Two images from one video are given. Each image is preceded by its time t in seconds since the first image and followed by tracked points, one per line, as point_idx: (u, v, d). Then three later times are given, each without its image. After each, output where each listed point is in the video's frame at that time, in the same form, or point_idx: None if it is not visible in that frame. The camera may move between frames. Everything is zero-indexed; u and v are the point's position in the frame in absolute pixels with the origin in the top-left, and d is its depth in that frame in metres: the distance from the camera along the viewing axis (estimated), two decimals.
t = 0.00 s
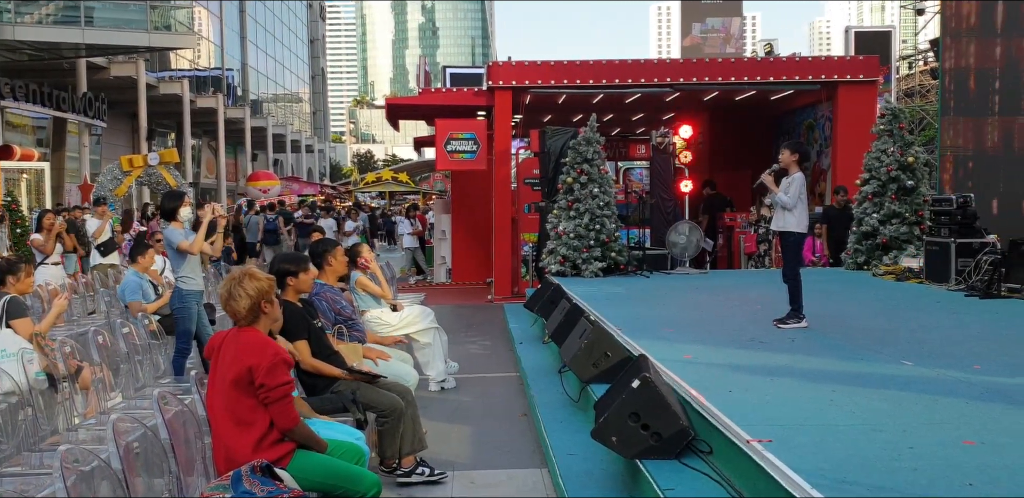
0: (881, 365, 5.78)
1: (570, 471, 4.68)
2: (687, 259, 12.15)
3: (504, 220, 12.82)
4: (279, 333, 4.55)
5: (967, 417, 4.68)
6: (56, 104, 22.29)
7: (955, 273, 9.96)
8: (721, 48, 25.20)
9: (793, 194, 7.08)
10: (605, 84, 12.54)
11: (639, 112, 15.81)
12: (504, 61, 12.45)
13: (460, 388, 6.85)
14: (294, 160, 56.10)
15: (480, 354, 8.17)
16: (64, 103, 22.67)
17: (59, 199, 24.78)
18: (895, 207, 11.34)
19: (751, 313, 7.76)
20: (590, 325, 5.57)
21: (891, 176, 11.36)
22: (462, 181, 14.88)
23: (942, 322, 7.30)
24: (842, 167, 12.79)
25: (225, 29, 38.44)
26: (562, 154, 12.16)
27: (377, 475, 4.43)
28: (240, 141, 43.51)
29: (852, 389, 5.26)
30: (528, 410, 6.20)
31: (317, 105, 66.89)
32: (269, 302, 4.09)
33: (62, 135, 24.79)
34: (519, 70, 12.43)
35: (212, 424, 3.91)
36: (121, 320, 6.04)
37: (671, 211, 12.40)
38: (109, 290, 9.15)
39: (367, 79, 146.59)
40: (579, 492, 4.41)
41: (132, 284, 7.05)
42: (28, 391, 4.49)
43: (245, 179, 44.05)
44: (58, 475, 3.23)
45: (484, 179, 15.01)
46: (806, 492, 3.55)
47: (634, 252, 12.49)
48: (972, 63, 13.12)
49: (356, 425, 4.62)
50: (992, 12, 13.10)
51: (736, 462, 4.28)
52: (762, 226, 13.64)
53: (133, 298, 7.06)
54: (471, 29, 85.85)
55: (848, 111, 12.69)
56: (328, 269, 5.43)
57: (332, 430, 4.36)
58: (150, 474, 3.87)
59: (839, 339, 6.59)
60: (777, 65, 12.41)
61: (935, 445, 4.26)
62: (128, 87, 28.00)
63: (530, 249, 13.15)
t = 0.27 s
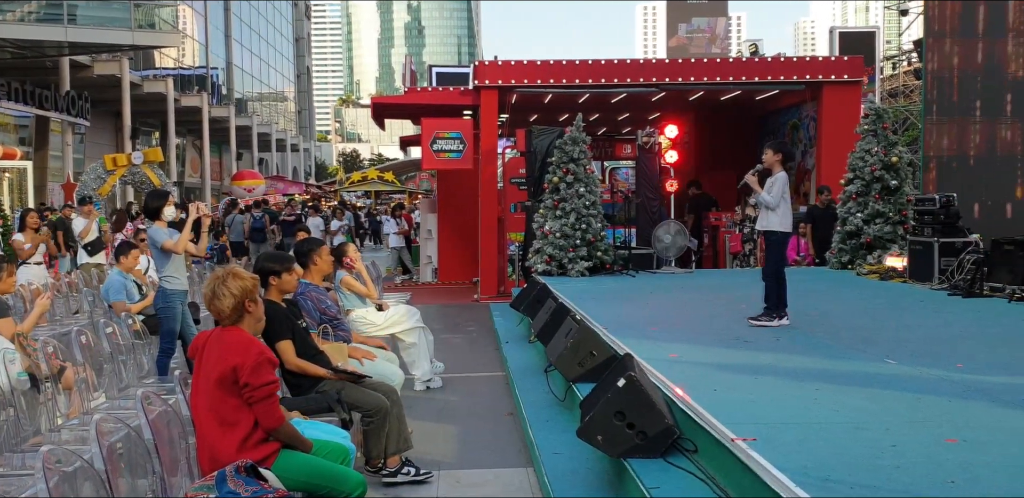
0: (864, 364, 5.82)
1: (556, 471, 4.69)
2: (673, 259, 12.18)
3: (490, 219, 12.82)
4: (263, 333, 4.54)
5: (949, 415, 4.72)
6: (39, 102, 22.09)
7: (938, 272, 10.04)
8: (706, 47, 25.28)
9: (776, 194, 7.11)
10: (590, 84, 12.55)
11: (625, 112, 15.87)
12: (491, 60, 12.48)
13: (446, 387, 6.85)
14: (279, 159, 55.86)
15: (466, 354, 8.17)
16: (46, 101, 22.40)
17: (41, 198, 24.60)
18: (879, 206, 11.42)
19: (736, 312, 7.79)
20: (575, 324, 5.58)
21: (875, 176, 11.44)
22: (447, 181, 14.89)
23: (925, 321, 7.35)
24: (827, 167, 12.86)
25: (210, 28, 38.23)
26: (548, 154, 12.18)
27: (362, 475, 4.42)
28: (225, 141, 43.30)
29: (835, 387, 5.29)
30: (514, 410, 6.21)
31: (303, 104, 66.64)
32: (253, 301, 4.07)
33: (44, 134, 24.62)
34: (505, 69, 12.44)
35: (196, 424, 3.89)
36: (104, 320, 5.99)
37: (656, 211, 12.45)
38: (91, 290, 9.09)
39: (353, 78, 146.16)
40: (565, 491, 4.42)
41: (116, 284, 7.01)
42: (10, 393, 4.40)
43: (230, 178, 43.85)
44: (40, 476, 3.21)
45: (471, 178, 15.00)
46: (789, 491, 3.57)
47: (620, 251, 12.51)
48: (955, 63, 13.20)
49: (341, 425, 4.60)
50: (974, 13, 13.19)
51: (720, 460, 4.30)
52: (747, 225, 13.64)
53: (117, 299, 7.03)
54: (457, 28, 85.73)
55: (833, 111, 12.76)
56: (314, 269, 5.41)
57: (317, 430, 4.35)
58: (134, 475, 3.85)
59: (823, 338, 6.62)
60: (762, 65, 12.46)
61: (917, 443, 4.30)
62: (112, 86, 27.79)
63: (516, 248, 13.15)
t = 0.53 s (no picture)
0: (861, 364, 5.83)
1: (553, 470, 4.69)
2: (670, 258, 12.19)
3: (488, 219, 12.82)
4: (261, 332, 4.54)
5: (946, 414, 4.73)
6: (36, 102, 22.02)
7: (935, 272, 10.04)
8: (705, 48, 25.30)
9: (770, 194, 7.11)
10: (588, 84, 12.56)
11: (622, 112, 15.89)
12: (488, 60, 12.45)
13: (444, 387, 6.85)
14: (277, 159, 55.86)
15: (463, 354, 8.17)
16: (43, 101, 22.34)
17: (39, 198, 24.59)
18: (876, 206, 11.45)
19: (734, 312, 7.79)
20: (573, 324, 5.59)
21: (872, 176, 11.47)
22: (445, 180, 14.88)
23: (922, 321, 7.37)
24: (824, 167, 12.87)
25: (207, 27, 38.20)
26: (545, 154, 12.19)
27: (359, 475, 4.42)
28: (222, 141, 43.27)
29: (833, 387, 5.30)
30: (511, 410, 6.21)
31: (300, 103, 66.63)
32: (251, 301, 4.07)
33: (41, 133, 24.62)
34: (503, 69, 12.45)
35: (194, 423, 3.89)
36: (101, 319, 5.99)
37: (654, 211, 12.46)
38: (89, 290, 9.09)
39: (351, 78, 146.13)
40: (562, 491, 4.42)
41: (114, 284, 7.01)
42: (8, 392, 4.42)
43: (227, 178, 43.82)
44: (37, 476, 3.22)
45: (468, 178, 15.00)
46: (785, 490, 3.58)
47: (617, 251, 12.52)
48: (952, 63, 13.19)
49: (338, 425, 4.60)
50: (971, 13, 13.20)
51: (717, 460, 4.31)
52: (744, 226, 13.37)
53: (113, 298, 7.01)
54: (454, 29, 85.70)
55: (830, 111, 12.77)
56: (311, 268, 5.40)
57: (315, 430, 4.35)
58: (131, 475, 3.85)
59: (821, 338, 6.63)
60: (759, 65, 12.48)
61: (914, 443, 4.30)
62: (108, 85, 27.75)
63: (513, 248, 13.14)
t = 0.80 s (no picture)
0: (862, 364, 5.83)
1: (554, 470, 4.69)
2: (670, 259, 12.18)
3: (488, 219, 12.83)
4: (262, 333, 4.54)
5: (947, 414, 4.73)
6: (36, 102, 22.01)
7: (936, 272, 10.03)
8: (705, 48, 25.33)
9: (762, 196, 7.11)
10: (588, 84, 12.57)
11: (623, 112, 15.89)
12: (488, 60, 12.47)
13: (445, 387, 6.84)
14: (277, 159, 55.87)
15: (464, 354, 8.17)
16: (44, 101, 22.34)
17: (40, 199, 24.61)
18: (876, 206, 11.47)
19: (735, 312, 7.79)
20: (573, 324, 5.59)
21: (872, 176, 11.48)
22: (444, 180, 14.87)
23: (922, 321, 7.36)
24: (824, 167, 12.86)
25: (208, 28, 38.21)
26: (546, 154, 12.19)
27: (360, 475, 4.42)
28: (223, 141, 43.27)
29: (833, 387, 5.30)
30: (512, 409, 6.21)
31: (301, 104, 66.62)
32: (252, 301, 4.07)
33: (42, 134, 24.68)
34: (503, 70, 12.46)
35: (195, 423, 3.89)
36: (102, 320, 5.99)
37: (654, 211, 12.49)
38: (89, 290, 9.09)
39: (351, 79, 146.14)
40: (563, 491, 4.43)
41: (114, 284, 7.01)
42: (9, 392, 4.42)
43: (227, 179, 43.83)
44: (38, 476, 3.22)
45: (468, 178, 14.99)
46: (785, 490, 3.58)
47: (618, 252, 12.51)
48: (951, 64, 13.23)
49: (339, 425, 4.60)
50: (970, 14, 13.22)
51: (718, 460, 4.30)
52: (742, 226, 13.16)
53: (114, 299, 7.01)
54: (455, 29, 85.69)
55: (831, 111, 12.77)
56: (312, 268, 5.40)
57: (316, 430, 4.35)
58: (131, 474, 3.85)
59: (821, 338, 6.63)
60: (760, 65, 12.48)
61: (914, 442, 4.30)
62: (109, 86, 27.77)
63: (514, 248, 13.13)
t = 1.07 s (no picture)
0: (863, 364, 5.82)
1: (556, 470, 4.69)
2: (672, 259, 12.18)
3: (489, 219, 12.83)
4: (264, 333, 4.55)
5: (948, 414, 4.73)
6: (38, 102, 22.02)
7: (937, 272, 10.03)
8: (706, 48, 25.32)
9: (753, 197, 7.09)
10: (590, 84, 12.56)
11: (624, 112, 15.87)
12: (489, 61, 12.50)
13: (446, 388, 6.84)
14: (278, 159, 55.89)
15: (465, 354, 8.18)
16: (46, 102, 22.36)
17: (42, 200, 24.66)
18: (878, 206, 11.49)
19: (735, 312, 7.79)
20: (575, 324, 5.59)
21: (873, 176, 11.48)
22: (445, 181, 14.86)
23: (924, 321, 7.36)
24: (826, 167, 12.86)
25: (209, 28, 38.25)
26: (547, 154, 12.20)
27: (362, 475, 4.42)
28: (224, 141, 43.30)
29: (834, 387, 5.30)
30: (513, 410, 6.21)
31: (302, 104, 66.67)
32: (254, 301, 4.08)
33: (44, 134, 24.72)
34: (503, 70, 12.47)
35: (197, 423, 3.90)
36: (104, 321, 5.99)
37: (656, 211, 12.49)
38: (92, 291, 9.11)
39: (352, 79, 146.13)
40: (564, 490, 4.43)
41: (116, 285, 7.01)
42: (11, 392, 4.43)
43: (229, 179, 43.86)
44: (41, 476, 3.23)
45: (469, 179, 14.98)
46: (787, 490, 3.58)
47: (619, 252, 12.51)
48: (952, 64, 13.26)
49: (341, 425, 4.61)
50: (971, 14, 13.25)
51: (719, 459, 4.31)
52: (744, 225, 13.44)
53: (116, 299, 7.01)
54: (456, 30, 85.67)
55: (832, 111, 12.76)
56: (313, 269, 5.41)
57: (318, 430, 4.35)
58: (134, 475, 3.85)
59: (822, 338, 6.63)
60: (761, 64, 12.47)
61: (915, 442, 4.31)
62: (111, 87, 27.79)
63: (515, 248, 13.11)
